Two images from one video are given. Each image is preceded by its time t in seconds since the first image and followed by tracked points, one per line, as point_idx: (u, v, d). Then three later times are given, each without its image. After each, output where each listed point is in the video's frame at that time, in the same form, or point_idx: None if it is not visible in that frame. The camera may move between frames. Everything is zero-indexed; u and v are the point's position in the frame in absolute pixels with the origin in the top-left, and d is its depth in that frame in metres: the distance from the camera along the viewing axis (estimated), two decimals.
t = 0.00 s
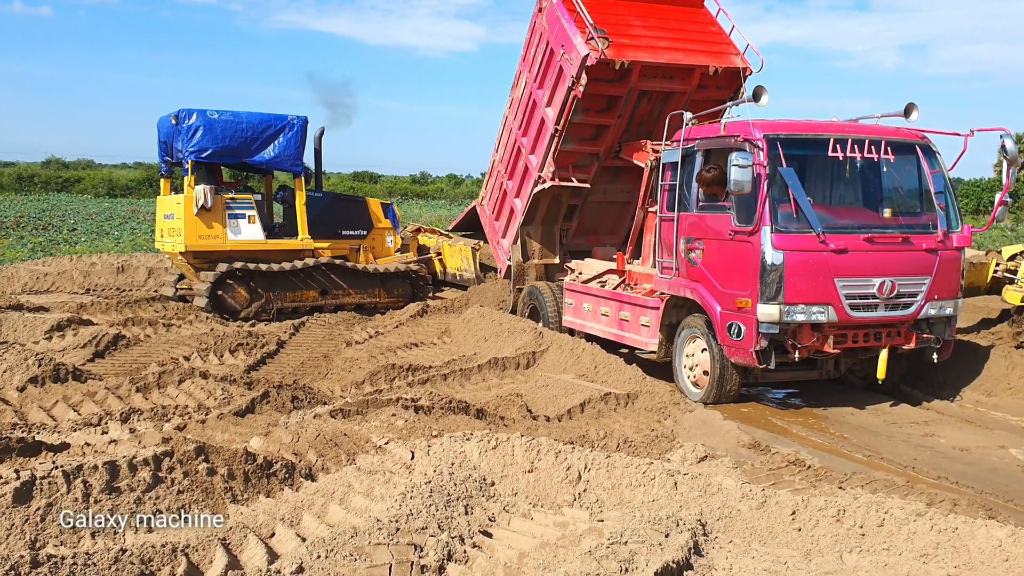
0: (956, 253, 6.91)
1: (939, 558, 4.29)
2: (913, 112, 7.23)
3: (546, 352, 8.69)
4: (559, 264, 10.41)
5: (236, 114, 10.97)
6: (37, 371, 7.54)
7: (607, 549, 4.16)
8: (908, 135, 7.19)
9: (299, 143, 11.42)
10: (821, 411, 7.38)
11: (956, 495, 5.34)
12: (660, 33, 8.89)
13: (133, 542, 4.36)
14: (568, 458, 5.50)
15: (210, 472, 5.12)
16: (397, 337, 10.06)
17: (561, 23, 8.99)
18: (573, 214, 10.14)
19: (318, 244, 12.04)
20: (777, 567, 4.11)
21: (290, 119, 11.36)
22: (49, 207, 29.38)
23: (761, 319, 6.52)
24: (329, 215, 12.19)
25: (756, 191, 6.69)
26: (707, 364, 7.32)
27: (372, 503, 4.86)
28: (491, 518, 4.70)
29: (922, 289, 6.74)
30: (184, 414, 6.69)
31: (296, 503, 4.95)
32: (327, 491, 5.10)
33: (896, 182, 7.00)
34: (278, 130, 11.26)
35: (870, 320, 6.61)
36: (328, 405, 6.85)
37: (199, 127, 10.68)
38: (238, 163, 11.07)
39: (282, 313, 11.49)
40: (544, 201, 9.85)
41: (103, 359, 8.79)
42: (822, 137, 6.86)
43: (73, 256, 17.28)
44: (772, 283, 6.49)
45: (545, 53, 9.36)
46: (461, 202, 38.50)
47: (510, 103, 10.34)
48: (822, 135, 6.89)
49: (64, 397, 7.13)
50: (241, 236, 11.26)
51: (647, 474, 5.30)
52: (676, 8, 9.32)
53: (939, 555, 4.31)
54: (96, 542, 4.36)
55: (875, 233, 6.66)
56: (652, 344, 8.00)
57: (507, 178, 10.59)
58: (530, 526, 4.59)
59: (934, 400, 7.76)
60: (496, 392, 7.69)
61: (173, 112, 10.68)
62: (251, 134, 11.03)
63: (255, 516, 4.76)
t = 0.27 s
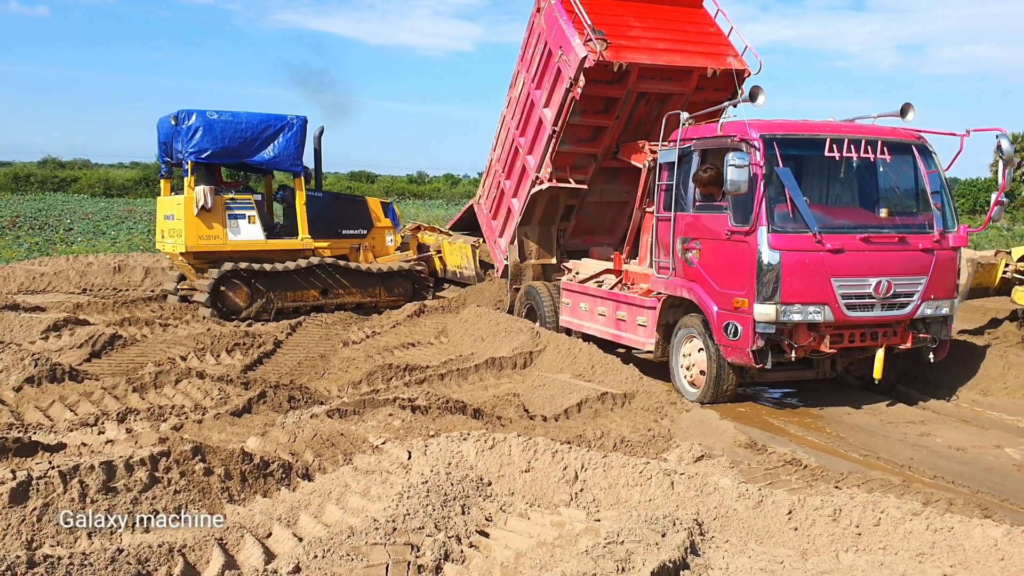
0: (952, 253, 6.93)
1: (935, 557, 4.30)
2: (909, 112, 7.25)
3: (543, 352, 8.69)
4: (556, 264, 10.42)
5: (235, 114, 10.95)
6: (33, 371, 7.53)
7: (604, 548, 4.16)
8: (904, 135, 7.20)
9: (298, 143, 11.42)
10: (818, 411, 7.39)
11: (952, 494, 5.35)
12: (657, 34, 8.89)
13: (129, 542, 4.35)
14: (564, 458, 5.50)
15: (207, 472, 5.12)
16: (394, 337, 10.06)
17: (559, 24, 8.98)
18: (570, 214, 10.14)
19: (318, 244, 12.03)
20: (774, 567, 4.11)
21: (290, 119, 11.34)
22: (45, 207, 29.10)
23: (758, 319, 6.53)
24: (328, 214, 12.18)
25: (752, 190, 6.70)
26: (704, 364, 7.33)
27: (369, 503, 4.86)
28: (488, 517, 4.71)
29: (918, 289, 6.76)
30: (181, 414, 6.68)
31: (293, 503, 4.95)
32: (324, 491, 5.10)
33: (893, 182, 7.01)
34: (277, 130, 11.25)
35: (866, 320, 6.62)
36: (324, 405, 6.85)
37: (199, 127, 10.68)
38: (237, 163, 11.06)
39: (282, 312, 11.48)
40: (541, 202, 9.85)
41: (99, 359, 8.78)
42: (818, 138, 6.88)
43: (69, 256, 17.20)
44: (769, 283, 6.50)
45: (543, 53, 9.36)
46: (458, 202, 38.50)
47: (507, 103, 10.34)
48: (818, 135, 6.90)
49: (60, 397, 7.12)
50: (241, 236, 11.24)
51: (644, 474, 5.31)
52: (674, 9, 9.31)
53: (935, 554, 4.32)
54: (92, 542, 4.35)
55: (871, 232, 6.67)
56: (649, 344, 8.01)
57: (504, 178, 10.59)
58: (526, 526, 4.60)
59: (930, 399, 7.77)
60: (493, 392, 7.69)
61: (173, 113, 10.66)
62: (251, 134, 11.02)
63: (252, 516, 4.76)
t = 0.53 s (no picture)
0: (948, 253, 6.94)
1: (930, 556, 4.31)
2: (906, 112, 7.26)
3: (541, 352, 8.69)
4: (553, 264, 10.44)
5: (235, 114, 10.95)
6: (30, 371, 7.53)
7: (601, 548, 4.17)
8: (901, 135, 7.22)
9: (299, 143, 11.41)
10: (814, 410, 7.40)
11: (948, 494, 5.36)
12: (656, 36, 8.88)
13: (126, 542, 4.35)
14: (561, 458, 5.51)
15: (204, 472, 5.12)
16: (392, 337, 10.06)
17: (557, 25, 8.97)
18: (568, 214, 10.15)
19: (318, 244, 12.03)
20: (771, 566, 4.12)
21: (290, 119, 11.34)
22: (41, 207, 29.13)
23: (755, 318, 6.53)
24: (329, 213, 12.15)
25: (749, 190, 6.71)
26: (701, 364, 7.34)
27: (366, 503, 4.87)
28: (485, 517, 4.71)
29: (915, 288, 6.77)
30: (178, 414, 6.67)
31: (290, 503, 4.95)
32: (321, 490, 5.10)
33: (889, 182, 7.02)
34: (277, 130, 11.25)
35: (863, 320, 6.64)
36: (322, 405, 6.85)
37: (199, 127, 10.67)
38: (238, 163, 11.05)
39: (283, 311, 11.47)
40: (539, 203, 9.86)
41: (96, 359, 8.77)
42: (815, 137, 6.89)
43: (66, 256, 17.20)
44: (766, 283, 6.50)
45: (542, 54, 9.36)
46: (455, 202, 38.53)
47: (506, 103, 10.34)
48: (815, 135, 6.91)
49: (57, 398, 7.11)
50: (241, 236, 11.24)
51: (641, 473, 5.31)
52: (673, 9, 9.29)
53: (931, 553, 4.33)
54: (89, 542, 4.35)
55: (868, 232, 6.68)
56: (646, 344, 8.02)
57: (501, 177, 10.59)
58: (523, 525, 4.60)
59: (927, 399, 7.79)
60: (490, 392, 7.69)
61: (173, 113, 10.66)
62: (251, 134, 11.01)
63: (249, 516, 4.76)
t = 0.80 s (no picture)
0: (945, 253, 6.95)
1: (927, 556, 4.32)
2: (902, 112, 7.27)
3: (538, 352, 8.69)
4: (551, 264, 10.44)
5: (235, 115, 10.94)
6: (27, 371, 7.52)
7: (598, 548, 4.17)
8: (897, 135, 7.23)
9: (299, 143, 11.40)
10: (811, 410, 7.41)
11: (945, 493, 5.37)
12: (655, 38, 8.87)
13: (123, 543, 4.34)
14: (559, 458, 5.52)
15: (201, 473, 5.11)
16: (389, 337, 10.06)
17: (556, 27, 8.96)
18: (565, 215, 10.15)
19: (319, 244, 11.98)
20: (768, 566, 4.12)
21: (289, 120, 11.33)
22: (38, 207, 29.15)
23: (752, 318, 6.54)
24: (329, 213, 12.10)
25: (746, 191, 6.71)
26: (698, 364, 7.34)
27: (364, 503, 4.86)
28: (483, 517, 4.71)
29: (911, 288, 6.78)
30: (175, 414, 6.67)
31: (287, 503, 4.95)
32: (318, 491, 5.10)
33: (886, 182, 7.03)
34: (277, 130, 11.24)
35: (859, 320, 6.64)
36: (319, 405, 6.85)
37: (200, 128, 10.66)
38: (238, 164, 11.03)
39: (285, 312, 11.47)
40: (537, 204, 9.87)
41: (93, 360, 8.77)
42: (812, 138, 6.89)
43: (62, 256, 17.21)
44: (763, 283, 6.51)
45: (540, 55, 9.36)
46: (452, 202, 38.54)
47: (503, 103, 10.34)
48: (812, 135, 6.92)
49: (54, 398, 7.10)
50: (242, 236, 11.24)
51: (638, 473, 5.32)
52: (672, 10, 9.29)
53: (927, 553, 4.34)
54: (86, 543, 4.34)
55: (864, 232, 6.69)
56: (643, 344, 8.02)
57: (499, 177, 10.59)
58: (521, 525, 4.60)
59: (924, 399, 7.80)
60: (488, 392, 7.69)
61: (173, 114, 10.65)
62: (251, 134, 11.00)
63: (246, 516, 4.76)
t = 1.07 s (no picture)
0: (942, 253, 6.95)
1: (925, 555, 4.33)
2: (899, 112, 7.27)
3: (536, 352, 8.69)
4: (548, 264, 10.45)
5: (233, 115, 10.93)
6: (23, 372, 7.51)
7: (596, 548, 4.17)
8: (894, 135, 7.24)
9: (297, 142, 11.42)
10: (809, 410, 7.42)
11: (942, 493, 5.38)
12: (654, 39, 8.86)
13: (120, 544, 4.33)
14: (557, 458, 5.51)
15: (199, 473, 5.10)
16: (387, 337, 10.06)
17: (555, 28, 8.95)
18: (563, 215, 10.15)
19: (318, 243, 11.99)
20: (765, 566, 4.12)
21: (287, 119, 11.34)
22: (35, 207, 29.15)
23: (749, 318, 6.55)
24: (327, 213, 12.09)
25: (743, 190, 6.71)
26: (696, 364, 7.35)
27: (361, 503, 4.86)
28: (480, 517, 4.71)
29: (909, 288, 6.79)
30: (172, 414, 6.66)
31: (284, 504, 4.94)
32: (316, 491, 5.10)
33: (883, 182, 7.04)
34: (275, 130, 11.24)
35: (857, 319, 6.65)
36: (317, 405, 6.85)
37: (198, 128, 10.64)
38: (236, 164, 11.03)
39: (284, 311, 11.44)
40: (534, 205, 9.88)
41: (90, 360, 8.76)
42: (809, 137, 6.90)
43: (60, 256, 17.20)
44: (760, 283, 6.52)
45: (539, 56, 9.36)
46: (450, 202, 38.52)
47: (502, 102, 10.34)
48: (809, 135, 6.92)
49: (51, 399, 7.09)
50: (241, 236, 11.24)
51: (636, 473, 5.31)
52: (670, 11, 9.29)
53: (925, 552, 4.35)
54: (83, 544, 4.33)
55: (861, 232, 6.69)
56: (641, 344, 8.02)
57: (497, 176, 10.59)
58: (518, 525, 4.60)
59: (921, 398, 7.81)
60: (485, 392, 7.68)
61: (171, 115, 10.64)
62: (249, 134, 11.00)
63: (244, 517, 4.75)
